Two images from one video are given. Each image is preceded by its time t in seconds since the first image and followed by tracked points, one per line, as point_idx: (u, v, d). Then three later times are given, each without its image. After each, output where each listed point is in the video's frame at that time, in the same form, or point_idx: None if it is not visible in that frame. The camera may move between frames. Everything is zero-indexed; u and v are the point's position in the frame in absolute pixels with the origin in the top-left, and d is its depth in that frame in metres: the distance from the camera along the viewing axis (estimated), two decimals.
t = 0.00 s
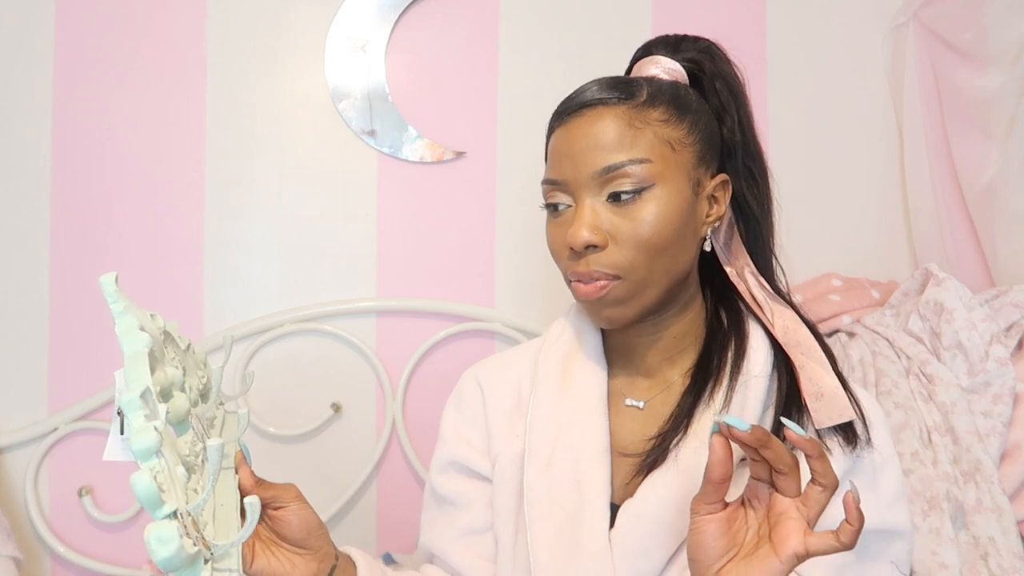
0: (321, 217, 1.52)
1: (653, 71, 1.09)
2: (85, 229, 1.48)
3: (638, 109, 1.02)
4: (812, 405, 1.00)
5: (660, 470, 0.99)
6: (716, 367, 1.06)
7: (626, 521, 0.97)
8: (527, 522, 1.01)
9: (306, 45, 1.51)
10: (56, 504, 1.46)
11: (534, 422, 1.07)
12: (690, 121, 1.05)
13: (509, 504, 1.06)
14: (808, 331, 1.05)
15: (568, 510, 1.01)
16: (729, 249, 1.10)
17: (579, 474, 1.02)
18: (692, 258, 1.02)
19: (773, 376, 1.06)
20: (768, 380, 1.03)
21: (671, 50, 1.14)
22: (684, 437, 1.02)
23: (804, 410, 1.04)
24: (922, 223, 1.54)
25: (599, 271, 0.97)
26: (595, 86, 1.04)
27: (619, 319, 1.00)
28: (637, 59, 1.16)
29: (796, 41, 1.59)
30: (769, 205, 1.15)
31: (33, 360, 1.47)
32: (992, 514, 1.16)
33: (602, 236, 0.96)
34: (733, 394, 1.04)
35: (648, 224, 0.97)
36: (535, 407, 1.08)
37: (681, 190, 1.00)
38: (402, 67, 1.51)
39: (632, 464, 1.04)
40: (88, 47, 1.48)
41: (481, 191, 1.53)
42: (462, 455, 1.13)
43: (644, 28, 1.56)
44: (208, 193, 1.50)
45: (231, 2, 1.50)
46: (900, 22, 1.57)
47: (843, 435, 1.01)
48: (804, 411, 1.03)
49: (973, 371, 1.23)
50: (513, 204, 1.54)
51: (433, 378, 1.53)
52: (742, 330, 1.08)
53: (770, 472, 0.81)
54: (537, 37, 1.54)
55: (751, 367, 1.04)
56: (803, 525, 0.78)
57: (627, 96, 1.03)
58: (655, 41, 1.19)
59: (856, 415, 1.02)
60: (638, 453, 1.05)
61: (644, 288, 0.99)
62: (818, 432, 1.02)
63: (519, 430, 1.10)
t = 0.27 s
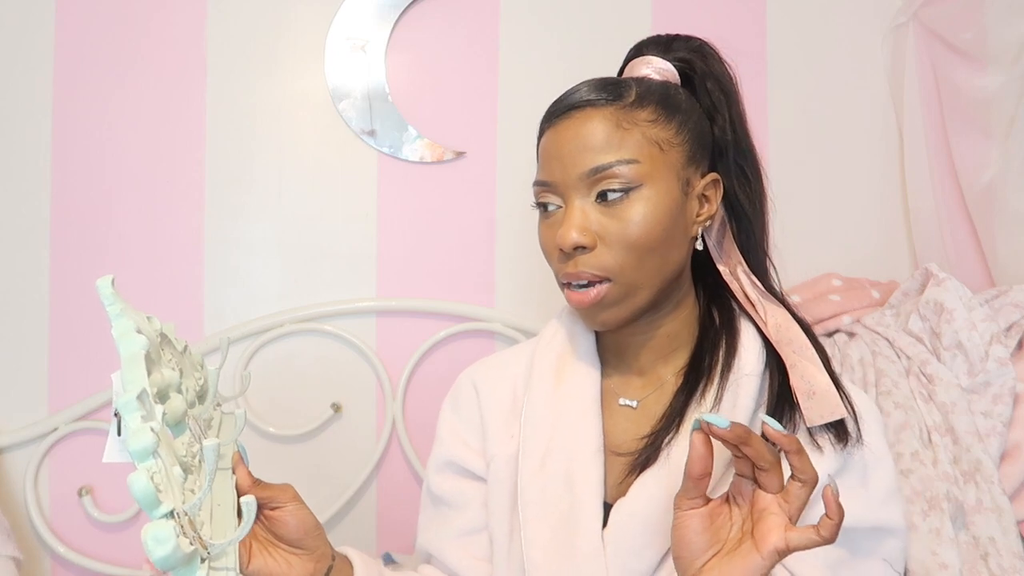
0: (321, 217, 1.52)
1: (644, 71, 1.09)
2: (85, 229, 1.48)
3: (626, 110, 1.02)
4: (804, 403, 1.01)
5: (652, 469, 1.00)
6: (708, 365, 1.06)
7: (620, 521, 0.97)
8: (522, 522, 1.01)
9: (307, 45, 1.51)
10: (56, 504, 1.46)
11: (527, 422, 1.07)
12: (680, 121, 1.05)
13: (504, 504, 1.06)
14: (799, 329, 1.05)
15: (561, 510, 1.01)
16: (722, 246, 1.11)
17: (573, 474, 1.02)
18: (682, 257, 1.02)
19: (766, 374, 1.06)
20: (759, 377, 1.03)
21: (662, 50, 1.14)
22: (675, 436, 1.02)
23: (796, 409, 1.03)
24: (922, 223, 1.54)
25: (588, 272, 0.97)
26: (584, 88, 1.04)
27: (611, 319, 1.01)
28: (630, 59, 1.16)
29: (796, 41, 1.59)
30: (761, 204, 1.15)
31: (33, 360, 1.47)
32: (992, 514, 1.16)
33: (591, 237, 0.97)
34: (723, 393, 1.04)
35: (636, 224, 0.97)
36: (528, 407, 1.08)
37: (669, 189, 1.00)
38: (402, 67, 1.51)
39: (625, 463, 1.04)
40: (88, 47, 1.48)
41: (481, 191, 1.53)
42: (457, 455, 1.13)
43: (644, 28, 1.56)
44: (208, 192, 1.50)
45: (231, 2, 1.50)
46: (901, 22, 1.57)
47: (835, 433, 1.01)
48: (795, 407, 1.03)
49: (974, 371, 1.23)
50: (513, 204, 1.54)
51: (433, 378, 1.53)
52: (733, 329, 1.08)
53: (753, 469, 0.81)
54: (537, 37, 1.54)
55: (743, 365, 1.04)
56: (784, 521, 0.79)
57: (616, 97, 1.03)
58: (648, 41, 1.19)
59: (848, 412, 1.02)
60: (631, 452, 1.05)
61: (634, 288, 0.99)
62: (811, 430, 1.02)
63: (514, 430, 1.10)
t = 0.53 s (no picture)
0: (321, 217, 1.52)
1: (645, 72, 1.09)
2: (85, 228, 1.48)
3: (624, 109, 1.02)
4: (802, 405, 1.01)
5: (650, 469, 1.00)
6: (706, 365, 1.06)
7: (619, 522, 0.97)
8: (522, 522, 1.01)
9: (306, 45, 1.51)
10: (56, 504, 1.46)
11: (525, 421, 1.06)
12: (678, 120, 1.05)
13: (503, 503, 1.06)
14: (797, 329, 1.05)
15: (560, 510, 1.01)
16: (720, 246, 1.12)
17: (572, 474, 1.02)
18: (680, 256, 1.02)
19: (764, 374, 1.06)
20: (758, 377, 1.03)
21: (662, 51, 1.14)
22: (674, 435, 1.02)
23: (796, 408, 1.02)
24: (922, 223, 1.54)
25: (585, 270, 0.97)
26: (582, 87, 1.04)
27: (609, 317, 1.01)
28: (630, 61, 1.16)
29: (796, 41, 1.59)
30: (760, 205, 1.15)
31: (33, 360, 1.47)
32: (992, 514, 1.16)
33: (588, 235, 0.97)
34: (722, 392, 1.03)
35: (633, 223, 0.97)
36: (526, 407, 1.08)
37: (667, 188, 1.00)
38: (402, 67, 1.51)
39: (623, 463, 1.04)
40: (88, 47, 1.48)
41: (481, 191, 1.53)
42: (457, 455, 1.13)
43: (644, 28, 1.56)
44: (208, 192, 1.50)
45: (231, 2, 1.50)
46: (901, 22, 1.57)
47: (833, 432, 1.01)
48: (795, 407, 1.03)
49: (973, 371, 1.24)
50: (513, 204, 1.54)
51: (433, 378, 1.53)
52: (731, 329, 1.08)
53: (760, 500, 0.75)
54: (537, 37, 1.54)
55: (740, 365, 1.04)
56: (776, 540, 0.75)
57: (614, 96, 1.03)
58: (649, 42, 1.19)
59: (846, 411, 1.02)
60: (629, 451, 1.05)
61: (632, 286, 0.99)
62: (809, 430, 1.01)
63: (513, 430, 1.10)
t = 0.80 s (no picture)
0: (320, 217, 1.52)
1: (654, 74, 1.09)
2: (85, 229, 1.48)
3: (630, 105, 1.02)
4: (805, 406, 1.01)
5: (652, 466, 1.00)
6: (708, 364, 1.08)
7: (620, 519, 0.97)
8: (524, 520, 1.01)
9: (306, 45, 1.51)
10: (57, 504, 1.46)
11: (529, 420, 1.07)
12: (684, 119, 1.05)
13: (505, 500, 1.06)
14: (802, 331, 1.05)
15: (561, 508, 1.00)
16: (725, 248, 1.10)
17: (574, 472, 1.02)
18: (682, 254, 1.02)
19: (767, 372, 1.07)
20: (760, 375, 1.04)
21: (671, 55, 1.14)
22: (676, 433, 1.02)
23: (797, 407, 1.03)
24: (922, 223, 1.54)
25: (588, 263, 0.97)
26: (591, 83, 1.05)
27: (611, 314, 1.00)
28: (638, 64, 1.16)
29: (796, 41, 1.59)
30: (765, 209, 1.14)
31: (33, 360, 1.47)
32: (992, 514, 1.16)
33: (591, 228, 0.97)
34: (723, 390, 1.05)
35: (636, 217, 0.97)
36: (529, 405, 1.08)
37: (671, 184, 1.00)
38: (402, 66, 1.51)
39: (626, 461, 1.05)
40: (88, 47, 1.48)
41: (481, 191, 1.53)
42: (459, 453, 1.13)
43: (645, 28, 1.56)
44: (208, 192, 1.50)
45: (231, 2, 1.50)
46: (901, 22, 1.57)
47: (833, 429, 1.01)
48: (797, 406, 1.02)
49: (973, 371, 1.24)
50: (513, 204, 1.54)
51: (433, 378, 1.53)
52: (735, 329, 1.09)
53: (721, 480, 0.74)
54: (536, 36, 1.54)
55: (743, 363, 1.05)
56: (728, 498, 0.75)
57: (621, 93, 1.03)
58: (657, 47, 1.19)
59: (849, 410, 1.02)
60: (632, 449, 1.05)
61: (634, 281, 0.99)
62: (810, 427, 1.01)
63: (516, 428, 1.10)
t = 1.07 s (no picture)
0: (320, 216, 1.52)
1: (658, 74, 1.09)
2: (85, 228, 1.48)
3: (631, 105, 1.02)
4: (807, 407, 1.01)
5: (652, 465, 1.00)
6: (708, 362, 1.06)
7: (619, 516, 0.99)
8: (524, 517, 1.01)
9: (306, 45, 1.51)
10: (57, 504, 1.46)
11: (529, 418, 1.06)
12: (686, 119, 1.05)
13: (506, 498, 1.06)
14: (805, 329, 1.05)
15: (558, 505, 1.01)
16: (728, 249, 1.11)
17: (575, 471, 1.03)
18: (682, 254, 1.02)
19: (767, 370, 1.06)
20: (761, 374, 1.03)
21: (677, 55, 1.14)
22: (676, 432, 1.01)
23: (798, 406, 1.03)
24: (922, 223, 1.54)
25: (587, 264, 0.97)
26: (592, 83, 1.05)
27: (611, 315, 1.00)
28: (644, 63, 1.16)
29: (796, 41, 1.59)
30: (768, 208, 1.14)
31: (33, 360, 1.47)
32: (992, 514, 1.15)
33: (590, 228, 0.96)
34: (723, 389, 1.03)
35: (636, 218, 0.97)
36: (530, 404, 1.08)
37: (671, 185, 1.00)
38: (402, 67, 1.51)
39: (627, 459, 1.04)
40: (88, 47, 1.48)
41: (481, 191, 1.53)
42: (460, 452, 1.13)
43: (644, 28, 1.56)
44: (208, 193, 1.50)
45: (231, 2, 1.50)
46: (901, 22, 1.57)
47: (834, 429, 1.02)
48: (798, 406, 1.03)
49: (974, 371, 1.24)
50: (513, 204, 1.54)
51: (433, 378, 1.53)
52: (736, 327, 1.08)
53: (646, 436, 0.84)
54: (536, 36, 1.54)
55: (744, 361, 1.04)
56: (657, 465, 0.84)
57: (623, 93, 1.03)
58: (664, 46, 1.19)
59: (851, 411, 1.02)
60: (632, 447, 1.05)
61: (633, 282, 0.99)
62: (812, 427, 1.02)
63: (516, 427, 1.10)
